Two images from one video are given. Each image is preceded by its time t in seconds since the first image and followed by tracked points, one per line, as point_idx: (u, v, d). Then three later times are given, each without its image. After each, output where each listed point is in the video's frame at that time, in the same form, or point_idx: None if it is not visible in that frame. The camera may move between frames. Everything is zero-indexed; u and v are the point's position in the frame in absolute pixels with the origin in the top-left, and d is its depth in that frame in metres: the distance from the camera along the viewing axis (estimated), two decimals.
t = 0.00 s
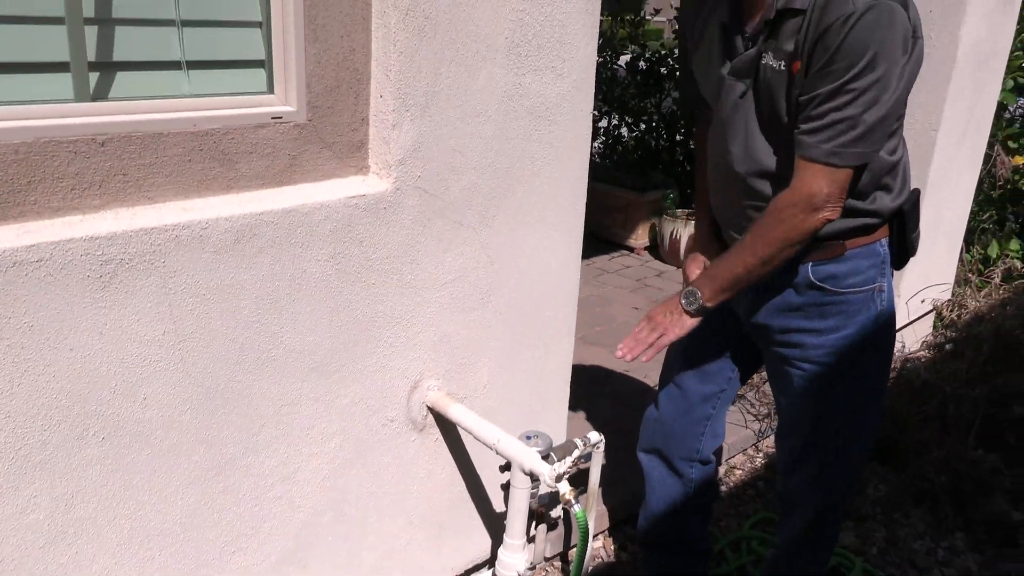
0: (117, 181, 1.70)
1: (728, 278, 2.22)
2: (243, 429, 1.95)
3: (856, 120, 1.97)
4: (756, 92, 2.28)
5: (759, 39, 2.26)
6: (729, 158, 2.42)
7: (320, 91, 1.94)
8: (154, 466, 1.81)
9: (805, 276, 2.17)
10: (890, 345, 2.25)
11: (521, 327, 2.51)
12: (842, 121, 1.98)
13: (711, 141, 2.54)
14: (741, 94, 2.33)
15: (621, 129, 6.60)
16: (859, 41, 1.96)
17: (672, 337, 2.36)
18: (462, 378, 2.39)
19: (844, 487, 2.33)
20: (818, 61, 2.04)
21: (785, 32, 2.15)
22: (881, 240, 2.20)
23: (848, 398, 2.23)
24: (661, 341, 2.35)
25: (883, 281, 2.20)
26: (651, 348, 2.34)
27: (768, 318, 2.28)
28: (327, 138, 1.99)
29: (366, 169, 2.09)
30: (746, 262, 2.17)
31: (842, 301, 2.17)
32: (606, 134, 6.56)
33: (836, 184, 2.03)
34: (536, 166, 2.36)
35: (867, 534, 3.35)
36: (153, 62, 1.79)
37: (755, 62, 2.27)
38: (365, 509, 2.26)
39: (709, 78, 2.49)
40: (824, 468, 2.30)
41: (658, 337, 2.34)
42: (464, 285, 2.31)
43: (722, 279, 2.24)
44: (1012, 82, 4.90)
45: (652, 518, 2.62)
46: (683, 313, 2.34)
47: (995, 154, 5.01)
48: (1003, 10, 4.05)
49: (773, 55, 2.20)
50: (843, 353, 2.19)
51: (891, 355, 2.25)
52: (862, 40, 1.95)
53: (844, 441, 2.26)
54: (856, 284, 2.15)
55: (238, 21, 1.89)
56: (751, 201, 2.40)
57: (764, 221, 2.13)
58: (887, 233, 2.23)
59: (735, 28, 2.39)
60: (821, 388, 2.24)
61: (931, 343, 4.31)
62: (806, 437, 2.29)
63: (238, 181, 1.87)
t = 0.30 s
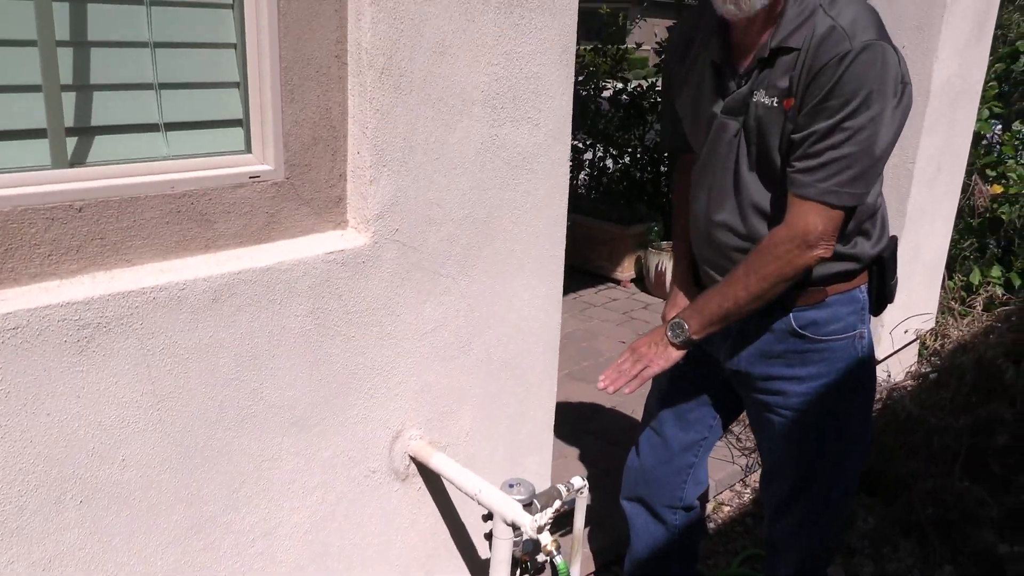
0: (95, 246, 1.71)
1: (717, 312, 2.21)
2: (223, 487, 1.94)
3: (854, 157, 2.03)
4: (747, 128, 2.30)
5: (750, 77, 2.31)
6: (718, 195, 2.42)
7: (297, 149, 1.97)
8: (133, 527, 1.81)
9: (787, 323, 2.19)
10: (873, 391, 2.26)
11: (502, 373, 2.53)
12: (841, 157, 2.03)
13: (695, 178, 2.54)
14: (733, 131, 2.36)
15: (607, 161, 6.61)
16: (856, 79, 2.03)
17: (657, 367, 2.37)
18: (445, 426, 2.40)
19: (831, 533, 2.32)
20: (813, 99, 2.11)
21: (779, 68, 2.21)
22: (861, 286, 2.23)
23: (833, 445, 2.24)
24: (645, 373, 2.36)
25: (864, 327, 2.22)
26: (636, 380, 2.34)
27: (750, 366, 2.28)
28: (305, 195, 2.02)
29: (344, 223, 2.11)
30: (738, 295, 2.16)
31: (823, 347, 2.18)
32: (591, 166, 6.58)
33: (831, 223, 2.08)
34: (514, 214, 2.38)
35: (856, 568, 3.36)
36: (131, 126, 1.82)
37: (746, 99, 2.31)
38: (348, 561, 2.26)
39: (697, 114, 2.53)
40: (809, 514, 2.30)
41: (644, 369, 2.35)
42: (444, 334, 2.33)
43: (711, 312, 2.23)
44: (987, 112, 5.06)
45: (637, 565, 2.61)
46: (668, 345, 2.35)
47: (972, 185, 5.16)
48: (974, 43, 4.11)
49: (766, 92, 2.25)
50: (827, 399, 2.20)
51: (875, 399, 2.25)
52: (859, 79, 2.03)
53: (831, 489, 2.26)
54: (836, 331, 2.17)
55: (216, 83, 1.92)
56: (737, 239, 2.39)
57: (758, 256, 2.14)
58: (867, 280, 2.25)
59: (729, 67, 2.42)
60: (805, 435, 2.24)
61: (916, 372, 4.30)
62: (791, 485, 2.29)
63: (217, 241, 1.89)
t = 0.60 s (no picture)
0: (63, 319, 1.72)
1: (685, 377, 2.22)
2: (189, 558, 1.93)
3: (819, 231, 2.08)
4: (716, 198, 2.33)
5: (720, 149, 2.36)
6: (688, 263, 2.44)
7: (269, 221, 2.00)
8: None
9: (753, 392, 2.21)
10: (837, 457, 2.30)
11: (474, 437, 2.53)
12: (806, 230, 2.08)
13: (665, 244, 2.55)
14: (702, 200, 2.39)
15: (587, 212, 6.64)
16: (822, 156, 2.09)
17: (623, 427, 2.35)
18: (415, 491, 2.40)
19: None
20: (780, 173, 2.16)
21: (749, 141, 2.26)
22: (824, 355, 2.26)
23: (798, 511, 2.28)
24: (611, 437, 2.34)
25: (827, 395, 2.25)
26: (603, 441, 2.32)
27: (716, 433, 2.29)
28: (277, 266, 2.04)
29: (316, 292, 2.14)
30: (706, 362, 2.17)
31: (788, 417, 2.21)
32: (572, 217, 6.62)
33: (796, 294, 2.11)
34: (486, 281, 2.42)
35: None
36: (104, 199, 1.84)
37: (716, 170, 2.35)
38: None
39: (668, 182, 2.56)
40: None
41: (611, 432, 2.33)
42: (416, 400, 2.34)
43: (678, 377, 2.23)
44: (954, 169, 5.24)
45: None
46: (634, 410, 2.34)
47: (941, 242, 5.26)
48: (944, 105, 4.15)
49: (734, 164, 2.28)
50: (791, 468, 2.23)
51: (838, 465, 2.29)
52: (824, 156, 2.08)
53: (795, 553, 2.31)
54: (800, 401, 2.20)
55: (189, 156, 1.96)
56: (706, 306, 2.40)
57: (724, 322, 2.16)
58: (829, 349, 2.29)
59: (701, 139, 2.46)
60: (771, 502, 2.27)
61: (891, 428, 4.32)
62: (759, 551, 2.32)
63: (187, 312, 1.90)
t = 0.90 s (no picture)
0: (51, 376, 1.73)
1: (670, 397, 2.12)
2: None
3: (815, 277, 1.97)
4: (704, 244, 2.17)
5: (706, 194, 2.21)
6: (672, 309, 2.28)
7: (256, 276, 2.04)
8: None
9: (733, 446, 2.17)
10: (818, 511, 2.26)
11: (457, 487, 2.54)
12: (802, 276, 1.96)
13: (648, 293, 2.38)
14: (689, 246, 2.23)
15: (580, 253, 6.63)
16: (816, 201, 1.98)
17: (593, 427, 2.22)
18: (400, 541, 2.40)
19: None
20: (771, 220, 2.04)
21: (739, 188, 2.13)
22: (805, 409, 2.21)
23: (778, 566, 2.24)
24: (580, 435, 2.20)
25: (808, 449, 2.20)
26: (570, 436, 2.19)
27: (696, 485, 2.25)
28: (262, 320, 2.08)
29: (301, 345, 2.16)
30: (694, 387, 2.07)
31: (768, 471, 2.17)
32: (565, 258, 6.63)
33: (796, 339, 2.01)
34: (468, 332, 2.46)
35: None
36: (93, 256, 1.88)
37: (703, 216, 2.20)
38: None
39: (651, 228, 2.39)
40: None
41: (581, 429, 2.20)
42: (400, 450, 2.35)
43: (663, 396, 2.13)
44: (943, 215, 5.06)
45: None
46: (609, 412, 2.21)
47: (931, 285, 5.16)
48: (928, 152, 4.21)
49: (723, 211, 2.14)
50: (772, 522, 2.19)
51: (818, 520, 2.25)
52: (818, 201, 1.98)
53: None
54: (780, 454, 2.16)
55: (177, 213, 2.00)
56: (690, 353, 2.25)
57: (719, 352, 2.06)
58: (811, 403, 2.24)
59: (688, 184, 2.30)
60: (752, 556, 2.23)
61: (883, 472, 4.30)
62: None
63: (173, 367, 1.93)
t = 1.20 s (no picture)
0: (53, 402, 1.75)
1: (721, 379, 1.81)
2: None
3: (833, 297, 1.86)
4: (706, 266, 2.07)
5: (705, 216, 2.12)
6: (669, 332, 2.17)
7: (255, 303, 2.07)
8: None
9: (726, 469, 2.13)
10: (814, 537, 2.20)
11: (456, 510, 2.55)
12: (819, 296, 1.85)
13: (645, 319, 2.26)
14: (690, 268, 2.12)
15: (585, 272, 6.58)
16: (824, 222, 1.90)
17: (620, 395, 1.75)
18: (398, 565, 2.41)
19: None
20: (778, 241, 1.94)
21: (742, 211, 2.02)
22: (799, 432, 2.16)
23: None
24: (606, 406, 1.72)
25: (802, 471, 2.16)
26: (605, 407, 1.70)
27: (689, 506, 2.21)
28: (262, 346, 2.11)
29: (300, 371, 2.19)
30: (751, 373, 1.80)
31: (761, 493, 2.13)
32: (569, 276, 6.59)
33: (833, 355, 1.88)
34: (466, 356, 2.48)
35: None
36: (95, 283, 1.91)
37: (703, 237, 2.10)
38: None
39: (648, 251, 2.28)
40: None
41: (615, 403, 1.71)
42: (399, 474, 2.37)
43: (712, 378, 1.81)
44: (944, 233, 5.10)
45: None
46: (649, 388, 1.77)
47: (933, 304, 5.19)
48: (928, 172, 4.23)
49: (726, 233, 2.04)
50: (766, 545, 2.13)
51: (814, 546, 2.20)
52: (826, 221, 1.90)
53: None
54: (773, 476, 2.12)
55: (178, 240, 2.03)
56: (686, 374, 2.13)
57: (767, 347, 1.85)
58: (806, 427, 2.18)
59: (687, 207, 2.21)
60: None
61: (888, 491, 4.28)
62: None
63: (173, 393, 1.95)
